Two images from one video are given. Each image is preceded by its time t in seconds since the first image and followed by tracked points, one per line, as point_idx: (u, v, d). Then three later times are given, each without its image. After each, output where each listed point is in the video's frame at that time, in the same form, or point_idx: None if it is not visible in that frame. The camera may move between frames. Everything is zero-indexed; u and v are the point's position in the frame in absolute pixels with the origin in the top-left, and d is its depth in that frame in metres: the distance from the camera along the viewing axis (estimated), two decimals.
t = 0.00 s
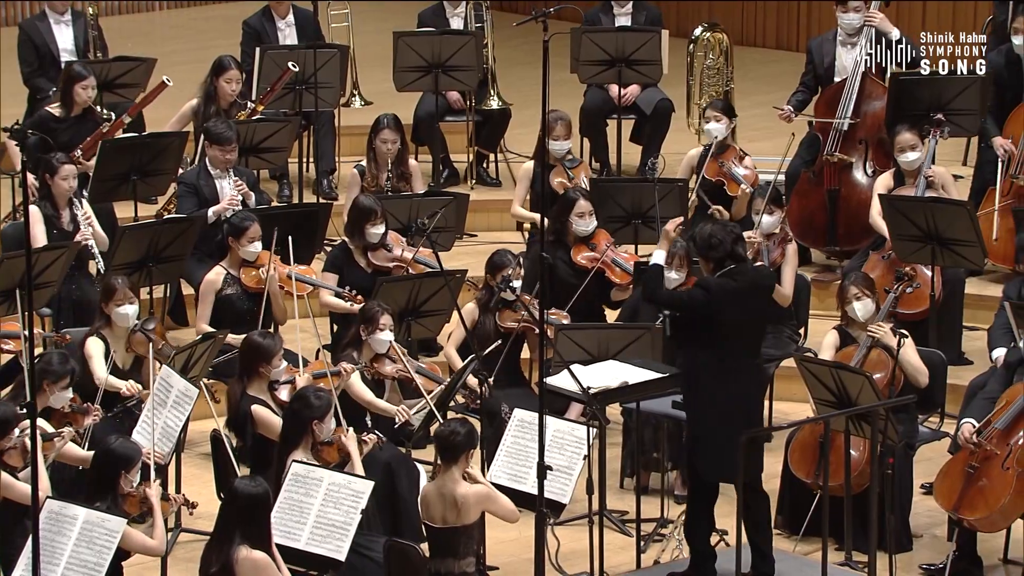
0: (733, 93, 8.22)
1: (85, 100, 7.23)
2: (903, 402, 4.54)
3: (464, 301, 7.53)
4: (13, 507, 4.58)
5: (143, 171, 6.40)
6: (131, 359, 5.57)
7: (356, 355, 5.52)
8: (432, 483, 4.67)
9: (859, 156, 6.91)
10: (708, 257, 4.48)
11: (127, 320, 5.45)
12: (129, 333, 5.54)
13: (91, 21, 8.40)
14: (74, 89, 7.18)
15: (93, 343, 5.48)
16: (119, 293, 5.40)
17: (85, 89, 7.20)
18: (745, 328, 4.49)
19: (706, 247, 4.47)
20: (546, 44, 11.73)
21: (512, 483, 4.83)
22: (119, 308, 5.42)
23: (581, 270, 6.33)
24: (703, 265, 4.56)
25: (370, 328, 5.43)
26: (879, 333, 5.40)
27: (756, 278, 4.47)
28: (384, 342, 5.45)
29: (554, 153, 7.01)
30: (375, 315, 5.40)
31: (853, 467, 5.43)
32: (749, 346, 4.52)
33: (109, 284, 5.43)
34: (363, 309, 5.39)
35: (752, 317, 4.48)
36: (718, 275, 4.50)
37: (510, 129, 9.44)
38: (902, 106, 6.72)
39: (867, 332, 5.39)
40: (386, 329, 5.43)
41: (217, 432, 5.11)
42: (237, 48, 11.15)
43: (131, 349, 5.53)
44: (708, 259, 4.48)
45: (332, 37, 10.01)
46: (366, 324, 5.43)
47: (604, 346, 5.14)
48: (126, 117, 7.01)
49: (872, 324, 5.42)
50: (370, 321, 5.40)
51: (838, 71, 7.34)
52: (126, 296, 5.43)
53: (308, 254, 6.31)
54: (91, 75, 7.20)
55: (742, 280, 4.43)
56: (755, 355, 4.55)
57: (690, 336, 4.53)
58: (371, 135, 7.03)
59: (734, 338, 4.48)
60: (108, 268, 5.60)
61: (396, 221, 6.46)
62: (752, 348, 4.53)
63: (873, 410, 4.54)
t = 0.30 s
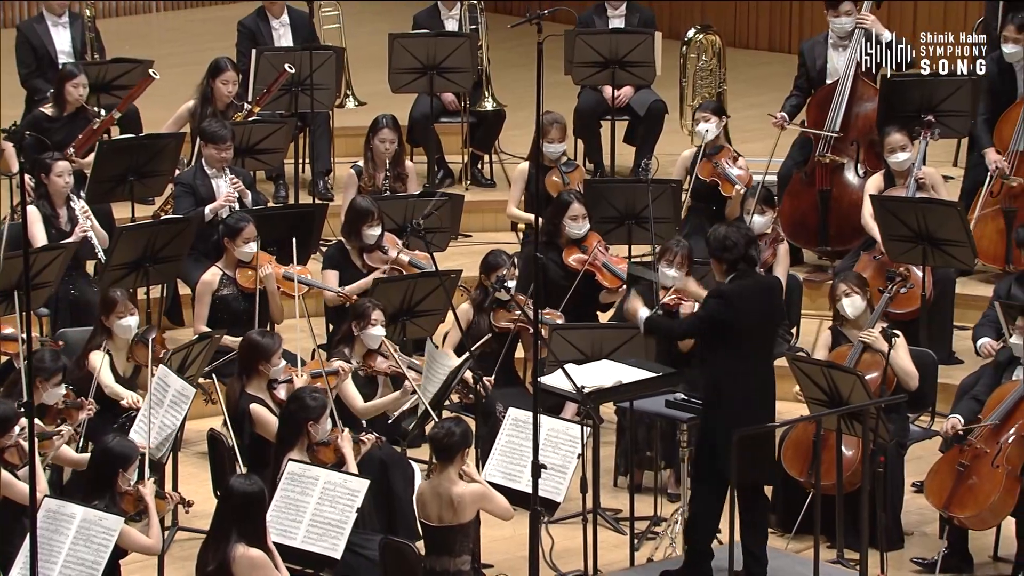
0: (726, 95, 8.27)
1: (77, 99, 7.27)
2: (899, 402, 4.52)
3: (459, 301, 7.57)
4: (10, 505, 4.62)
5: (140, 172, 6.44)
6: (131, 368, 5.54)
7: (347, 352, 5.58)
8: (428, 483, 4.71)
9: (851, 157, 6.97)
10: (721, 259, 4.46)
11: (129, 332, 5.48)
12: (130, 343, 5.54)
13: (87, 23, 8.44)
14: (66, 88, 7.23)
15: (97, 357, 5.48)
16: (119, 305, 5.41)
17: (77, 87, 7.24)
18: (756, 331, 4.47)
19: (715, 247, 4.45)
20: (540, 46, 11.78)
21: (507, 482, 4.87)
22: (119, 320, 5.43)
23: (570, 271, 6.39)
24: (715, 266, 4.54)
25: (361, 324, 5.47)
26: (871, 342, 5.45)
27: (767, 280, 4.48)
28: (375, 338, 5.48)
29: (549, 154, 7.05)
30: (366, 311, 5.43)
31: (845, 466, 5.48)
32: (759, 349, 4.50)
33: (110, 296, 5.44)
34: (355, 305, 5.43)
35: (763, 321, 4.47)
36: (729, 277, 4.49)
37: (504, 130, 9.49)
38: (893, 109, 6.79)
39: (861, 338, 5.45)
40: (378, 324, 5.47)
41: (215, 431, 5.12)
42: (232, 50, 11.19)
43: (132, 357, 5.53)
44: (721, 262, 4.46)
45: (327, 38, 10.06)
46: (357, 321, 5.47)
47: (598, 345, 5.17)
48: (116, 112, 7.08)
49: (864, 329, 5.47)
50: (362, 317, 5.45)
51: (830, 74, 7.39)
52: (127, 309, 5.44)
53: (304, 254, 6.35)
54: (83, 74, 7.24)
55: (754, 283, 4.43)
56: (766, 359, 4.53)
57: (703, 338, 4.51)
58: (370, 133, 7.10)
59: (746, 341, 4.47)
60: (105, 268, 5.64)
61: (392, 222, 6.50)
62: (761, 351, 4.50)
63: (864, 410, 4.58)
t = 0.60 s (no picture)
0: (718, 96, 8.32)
1: (70, 98, 7.31)
2: (888, 400, 4.57)
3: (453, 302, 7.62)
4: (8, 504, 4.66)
5: (136, 173, 6.48)
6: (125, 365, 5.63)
7: (339, 350, 5.58)
8: (424, 482, 4.75)
9: (841, 158, 7.02)
10: (714, 260, 4.50)
11: (122, 331, 5.50)
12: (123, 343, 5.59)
13: (84, 25, 8.48)
14: (59, 88, 7.27)
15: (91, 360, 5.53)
16: (112, 305, 5.43)
17: (70, 87, 7.28)
18: (751, 334, 4.50)
19: (710, 249, 4.48)
20: (533, 48, 11.84)
21: (500, 480, 4.92)
22: (113, 321, 5.46)
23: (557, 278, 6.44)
24: (708, 266, 4.57)
25: (353, 321, 5.51)
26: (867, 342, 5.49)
27: (761, 282, 4.51)
28: (367, 334, 5.51)
29: (543, 156, 7.10)
30: (357, 308, 5.49)
31: (837, 466, 5.54)
32: (754, 352, 4.53)
33: (103, 295, 5.46)
34: (346, 303, 5.48)
35: (759, 324, 4.50)
36: (722, 278, 4.53)
37: (497, 132, 9.54)
38: (883, 110, 6.85)
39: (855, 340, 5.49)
40: (370, 321, 5.51)
41: (210, 429, 5.16)
42: (227, 51, 11.24)
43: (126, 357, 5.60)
44: (714, 262, 4.49)
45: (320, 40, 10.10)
46: (348, 318, 5.50)
47: (591, 345, 5.23)
48: (107, 110, 7.16)
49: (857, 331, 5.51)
50: (354, 315, 5.49)
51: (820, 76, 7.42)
52: (120, 308, 5.47)
53: (299, 254, 6.39)
54: (77, 74, 7.27)
55: (748, 286, 4.46)
56: (761, 361, 4.56)
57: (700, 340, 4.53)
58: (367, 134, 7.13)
59: (741, 345, 4.49)
60: (102, 268, 5.68)
61: (387, 223, 6.55)
62: (757, 354, 4.54)
63: (855, 409, 4.63)
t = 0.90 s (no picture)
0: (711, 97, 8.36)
1: (64, 99, 7.34)
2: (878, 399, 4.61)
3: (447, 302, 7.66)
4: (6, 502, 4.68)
5: (132, 173, 6.50)
6: (115, 360, 5.65)
7: (331, 348, 5.63)
8: (421, 482, 4.78)
9: (833, 158, 7.05)
10: (703, 263, 4.51)
11: (111, 323, 5.52)
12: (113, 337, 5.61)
13: (80, 26, 8.51)
14: (54, 88, 7.29)
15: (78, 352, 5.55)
16: (99, 296, 5.46)
17: (64, 87, 7.31)
18: (740, 335, 4.52)
19: (701, 252, 4.50)
20: (527, 49, 11.87)
21: (495, 479, 4.95)
22: (100, 312, 5.47)
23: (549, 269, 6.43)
24: (697, 268, 4.59)
25: (347, 321, 5.55)
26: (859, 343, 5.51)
27: (749, 285, 4.53)
28: (360, 335, 5.56)
29: (538, 157, 7.13)
30: (351, 308, 5.51)
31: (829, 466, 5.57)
32: (744, 353, 4.55)
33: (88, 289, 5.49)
34: (339, 302, 5.51)
35: (748, 326, 4.52)
36: (710, 281, 4.55)
37: (492, 133, 9.57)
38: (874, 110, 6.89)
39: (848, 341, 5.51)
40: (364, 322, 5.56)
41: (205, 429, 5.17)
42: (222, 53, 11.26)
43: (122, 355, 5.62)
44: (703, 266, 4.51)
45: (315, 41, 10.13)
46: (342, 317, 5.54)
47: (585, 344, 5.27)
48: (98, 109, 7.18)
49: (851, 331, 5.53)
50: (348, 314, 5.52)
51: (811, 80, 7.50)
52: (107, 300, 5.49)
53: (294, 254, 6.42)
54: (72, 74, 7.30)
55: (736, 290, 4.48)
56: (751, 361, 4.59)
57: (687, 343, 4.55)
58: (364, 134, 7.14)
59: (731, 348, 4.51)
60: (98, 268, 5.71)
61: (382, 223, 6.58)
62: (747, 355, 4.56)
63: (848, 408, 4.66)
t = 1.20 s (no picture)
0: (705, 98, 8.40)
1: (62, 100, 7.38)
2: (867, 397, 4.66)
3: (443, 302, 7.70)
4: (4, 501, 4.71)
5: (129, 174, 6.54)
6: (109, 351, 5.71)
7: (322, 347, 5.68)
8: (419, 483, 4.81)
9: (826, 159, 7.09)
10: (694, 268, 4.52)
11: (103, 312, 5.54)
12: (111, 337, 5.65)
13: (76, 27, 8.54)
14: (51, 89, 7.33)
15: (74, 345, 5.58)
16: (91, 286, 5.45)
17: (61, 88, 7.34)
18: (730, 338, 4.55)
19: (690, 257, 4.51)
20: (522, 50, 11.92)
21: (490, 478, 4.98)
22: (93, 302, 5.48)
23: (544, 259, 6.44)
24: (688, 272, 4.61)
25: (340, 321, 5.58)
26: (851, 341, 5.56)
27: (739, 289, 4.56)
28: (351, 335, 5.59)
29: (533, 158, 7.17)
30: (345, 309, 5.56)
31: (822, 465, 5.61)
32: (734, 355, 4.59)
33: (79, 279, 5.48)
34: (332, 303, 5.55)
35: (737, 328, 4.56)
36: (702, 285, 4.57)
37: (487, 134, 9.62)
38: (866, 111, 6.94)
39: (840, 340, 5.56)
40: (355, 322, 5.59)
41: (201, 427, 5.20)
42: (219, 54, 11.30)
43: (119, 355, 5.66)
44: (694, 271, 4.52)
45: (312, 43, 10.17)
46: (336, 318, 5.58)
47: (580, 343, 5.31)
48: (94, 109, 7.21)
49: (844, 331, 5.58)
50: (342, 316, 5.56)
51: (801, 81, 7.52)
52: (99, 289, 5.48)
53: (291, 254, 6.45)
54: (69, 75, 7.33)
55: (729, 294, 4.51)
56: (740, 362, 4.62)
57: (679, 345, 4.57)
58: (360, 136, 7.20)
59: (722, 351, 4.55)
60: (95, 268, 5.74)
61: (377, 223, 6.62)
62: (737, 357, 4.60)
63: (840, 407, 4.69)
